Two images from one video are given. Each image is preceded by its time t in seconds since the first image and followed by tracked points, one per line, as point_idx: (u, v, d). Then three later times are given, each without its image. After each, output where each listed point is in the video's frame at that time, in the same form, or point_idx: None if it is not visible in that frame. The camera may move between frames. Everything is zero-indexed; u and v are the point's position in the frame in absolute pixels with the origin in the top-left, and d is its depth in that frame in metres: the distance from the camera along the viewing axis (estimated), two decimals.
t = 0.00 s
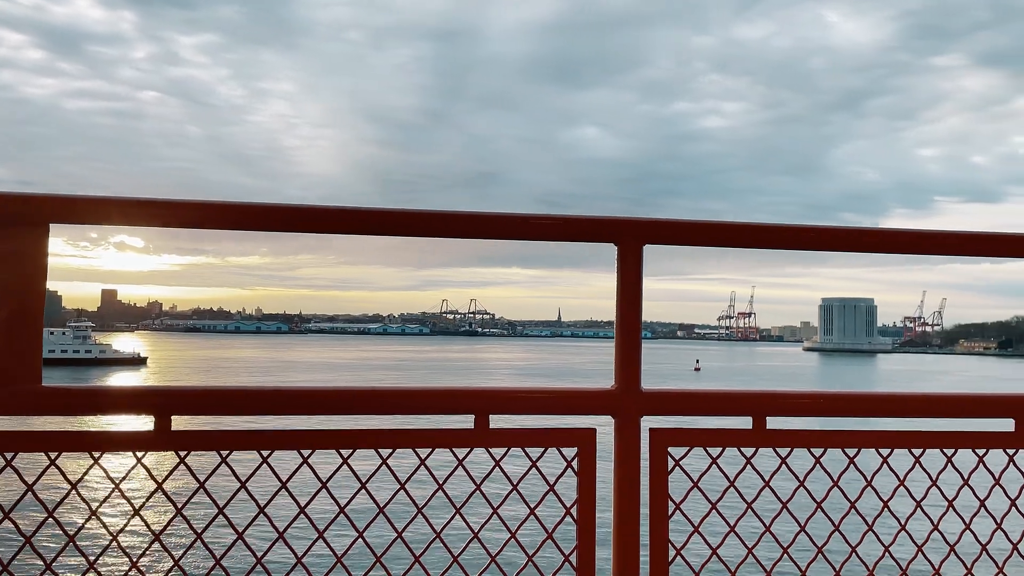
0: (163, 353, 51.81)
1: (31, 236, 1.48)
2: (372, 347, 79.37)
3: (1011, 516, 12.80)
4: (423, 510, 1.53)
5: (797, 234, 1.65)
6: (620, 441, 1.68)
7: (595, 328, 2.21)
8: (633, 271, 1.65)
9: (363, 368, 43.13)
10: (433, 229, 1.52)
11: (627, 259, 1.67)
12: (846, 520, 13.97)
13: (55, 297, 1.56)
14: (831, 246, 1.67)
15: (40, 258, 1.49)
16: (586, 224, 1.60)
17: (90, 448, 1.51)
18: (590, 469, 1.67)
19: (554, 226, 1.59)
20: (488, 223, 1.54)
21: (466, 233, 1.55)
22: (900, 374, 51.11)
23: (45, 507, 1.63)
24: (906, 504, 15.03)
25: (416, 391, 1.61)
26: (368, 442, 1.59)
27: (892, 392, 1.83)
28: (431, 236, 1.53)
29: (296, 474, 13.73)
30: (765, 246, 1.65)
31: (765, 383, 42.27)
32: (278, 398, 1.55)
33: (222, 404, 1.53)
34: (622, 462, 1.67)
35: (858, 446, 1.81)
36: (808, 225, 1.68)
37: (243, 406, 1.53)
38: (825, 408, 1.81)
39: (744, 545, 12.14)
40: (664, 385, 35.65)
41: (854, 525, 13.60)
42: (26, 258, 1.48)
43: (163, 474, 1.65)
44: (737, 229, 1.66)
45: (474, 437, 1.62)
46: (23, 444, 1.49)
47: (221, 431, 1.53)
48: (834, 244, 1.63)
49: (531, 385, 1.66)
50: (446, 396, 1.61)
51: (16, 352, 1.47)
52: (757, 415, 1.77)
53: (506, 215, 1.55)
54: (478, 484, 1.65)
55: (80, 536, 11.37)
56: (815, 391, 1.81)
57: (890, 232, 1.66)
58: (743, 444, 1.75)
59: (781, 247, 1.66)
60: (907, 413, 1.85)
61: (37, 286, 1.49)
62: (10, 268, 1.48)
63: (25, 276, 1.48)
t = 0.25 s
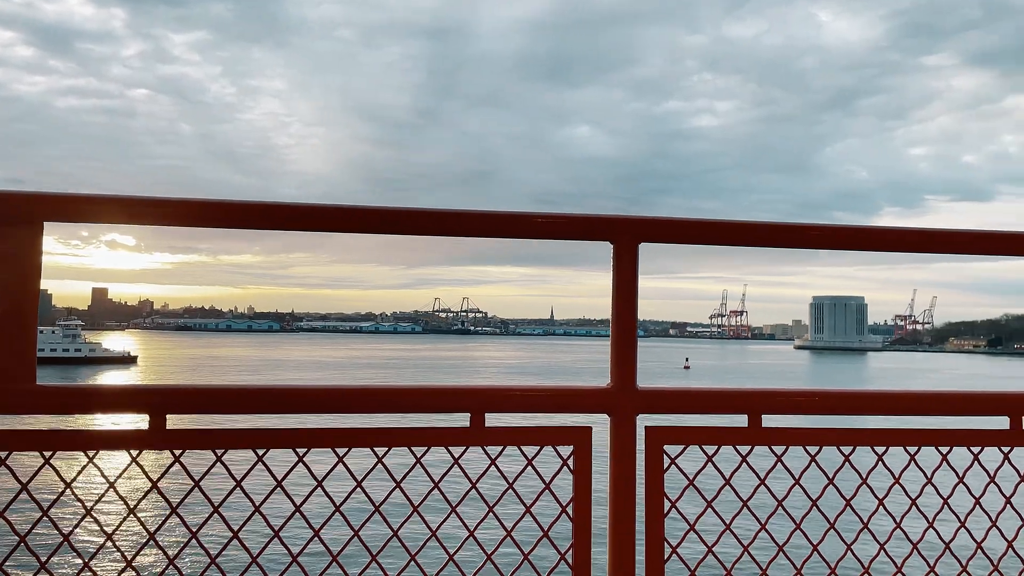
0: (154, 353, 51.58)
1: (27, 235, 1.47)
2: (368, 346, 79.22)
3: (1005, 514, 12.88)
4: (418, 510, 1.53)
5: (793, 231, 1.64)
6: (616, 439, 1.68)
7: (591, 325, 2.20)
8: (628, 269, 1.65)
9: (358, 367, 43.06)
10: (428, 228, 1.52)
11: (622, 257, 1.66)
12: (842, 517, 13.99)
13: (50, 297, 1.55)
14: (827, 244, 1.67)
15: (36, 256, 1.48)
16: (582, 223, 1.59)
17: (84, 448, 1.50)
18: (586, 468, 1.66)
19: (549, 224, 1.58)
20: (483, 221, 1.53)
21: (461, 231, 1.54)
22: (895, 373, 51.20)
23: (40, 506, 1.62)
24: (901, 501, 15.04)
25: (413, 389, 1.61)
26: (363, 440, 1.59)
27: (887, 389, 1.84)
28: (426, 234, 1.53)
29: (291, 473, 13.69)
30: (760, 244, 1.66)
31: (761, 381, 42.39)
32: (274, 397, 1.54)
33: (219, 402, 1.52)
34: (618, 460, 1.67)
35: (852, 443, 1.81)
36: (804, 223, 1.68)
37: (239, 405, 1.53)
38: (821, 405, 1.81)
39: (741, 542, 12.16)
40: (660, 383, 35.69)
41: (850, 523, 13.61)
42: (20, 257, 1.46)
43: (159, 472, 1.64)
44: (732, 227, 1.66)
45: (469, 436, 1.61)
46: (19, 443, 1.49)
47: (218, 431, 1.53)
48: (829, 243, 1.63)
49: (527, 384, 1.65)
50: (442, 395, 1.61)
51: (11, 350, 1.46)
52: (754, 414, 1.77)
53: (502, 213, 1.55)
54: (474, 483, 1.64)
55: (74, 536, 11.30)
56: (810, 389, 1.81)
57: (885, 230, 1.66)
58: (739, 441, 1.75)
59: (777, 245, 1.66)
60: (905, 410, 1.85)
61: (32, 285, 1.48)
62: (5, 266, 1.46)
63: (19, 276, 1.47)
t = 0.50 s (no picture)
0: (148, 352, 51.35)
1: (21, 232, 1.46)
2: (363, 344, 79.08)
3: (999, 512, 12.96)
4: (414, 508, 1.53)
5: (791, 230, 1.64)
6: (611, 437, 1.68)
7: (585, 323, 2.20)
8: (624, 267, 1.64)
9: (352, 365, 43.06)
10: (423, 226, 1.52)
11: (617, 255, 1.66)
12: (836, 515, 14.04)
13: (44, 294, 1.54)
14: (822, 243, 1.67)
15: (30, 254, 1.47)
16: (577, 221, 1.59)
17: (79, 446, 1.50)
18: (582, 466, 1.66)
19: (545, 222, 1.58)
20: (479, 220, 1.53)
21: (457, 230, 1.54)
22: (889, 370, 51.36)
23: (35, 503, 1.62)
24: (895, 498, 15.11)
25: (409, 387, 1.61)
26: (359, 437, 1.58)
27: (882, 387, 1.84)
28: (421, 233, 1.52)
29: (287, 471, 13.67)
30: (755, 243, 1.66)
31: (756, 378, 42.50)
32: (270, 395, 1.54)
33: (214, 400, 1.52)
34: (614, 458, 1.67)
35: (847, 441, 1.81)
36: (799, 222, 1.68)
37: (235, 403, 1.52)
38: (817, 403, 1.81)
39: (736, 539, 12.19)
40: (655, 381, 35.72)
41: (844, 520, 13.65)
42: (14, 255, 1.45)
43: (154, 470, 1.63)
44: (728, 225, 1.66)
45: (465, 434, 1.61)
46: (13, 441, 1.48)
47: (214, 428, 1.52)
48: (824, 242, 1.63)
49: (523, 382, 1.65)
50: (438, 393, 1.60)
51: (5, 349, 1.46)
52: (749, 412, 1.77)
53: (497, 212, 1.54)
54: (470, 481, 1.64)
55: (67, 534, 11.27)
56: (806, 388, 1.81)
57: (882, 229, 1.67)
58: (734, 440, 1.75)
59: (772, 244, 1.66)
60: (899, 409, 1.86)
61: (27, 284, 1.47)
62: None
63: (14, 274, 1.46)
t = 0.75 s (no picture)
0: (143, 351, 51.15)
1: (15, 230, 1.45)
2: (358, 343, 78.98)
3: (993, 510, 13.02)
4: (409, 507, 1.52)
5: (787, 228, 1.64)
6: (608, 435, 1.68)
7: (580, 323, 2.20)
8: (620, 265, 1.64)
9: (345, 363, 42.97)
10: (418, 224, 1.51)
11: (613, 253, 1.66)
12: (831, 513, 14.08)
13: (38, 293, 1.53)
14: (817, 241, 1.67)
15: (25, 252, 1.46)
16: (573, 219, 1.59)
17: (74, 445, 1.49)
18: (578, 464, 1.66)
19: (541, 220, 1.58)
20: (473, 218, 1.53)
21: (452, 227, 1.53)
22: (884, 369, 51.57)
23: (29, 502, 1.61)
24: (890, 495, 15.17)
25: (404, 386, 1.60)
26: (356, 436, 1.57)
27: (878, 385, 1.84)
28: (415, 231, 1.52)
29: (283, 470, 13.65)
30: (751, 242, 1.66)
31: (751, 377, 42.62)
32: (265, 394, 1.53)
33: (209, 399, 1.51)
34: (610, 456, 1.66)
35: (845, 439, 1.81)
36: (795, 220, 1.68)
37: (230, 402, 1.51)
38: (813, 402, 1.81)
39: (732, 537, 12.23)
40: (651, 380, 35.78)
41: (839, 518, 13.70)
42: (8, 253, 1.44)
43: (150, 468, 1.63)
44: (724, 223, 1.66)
45: (461, 432, 1.61)
46: (8, 440, 1.47)
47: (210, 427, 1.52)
48: (820, 240, 1.63)
49: (519, 380, 1.64)
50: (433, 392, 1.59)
51: None
52: (745, 409, 1.76)
53: (493, 210, 1.54)
54: (465, 480, 1.63)
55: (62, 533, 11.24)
56: (802, 385, 1.81)
57: (875, 226, 1.67)
58: (730, 438, 1.75)
59: (768, 243, 1.66)
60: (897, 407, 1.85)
61: (21, 282, 1.46)
62: None
63: (9, 273, 1.45)
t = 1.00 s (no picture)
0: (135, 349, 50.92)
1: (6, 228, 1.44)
2: (352, 341, 78.87)
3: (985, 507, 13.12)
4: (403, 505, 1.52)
5: (781, 226, 1.64)
6: (603, 432, 1.68)
7: (573, 321, 2.20)
8: (615, 262, 1.64)
9: (337, 361, 42.86)
10: (411, 221, 1.50)
11: (608, 251, 1.66)
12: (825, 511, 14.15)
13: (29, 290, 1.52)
14: (812, 239, 1.67)
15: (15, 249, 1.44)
16: (567, 217, 1.59)
17: (66, 443, 1.48)
18: (572, 462, 1.66)
19: (535, 218, 1.57)
20: (467, 216, 1.52)
21: (446, 224, 1.52)
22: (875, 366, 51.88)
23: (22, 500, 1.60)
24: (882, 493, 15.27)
25: (399, 383, 1.60)
26: (350, 434, 1.57)
27: (871, 383, 1.85)
28: (409, 228, 1.51)
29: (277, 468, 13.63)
30: (745, 240, 1.65)
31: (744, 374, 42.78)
32: (259, 392, 1.53)
33: (201, 396, 1.50)
34: (604, 454, 1.66)
35: (839, 436, 1.81)
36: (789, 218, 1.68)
37: (223, 400, 1.51)
38: (807, 399, 1.81)
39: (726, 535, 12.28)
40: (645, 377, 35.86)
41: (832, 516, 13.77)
42: None
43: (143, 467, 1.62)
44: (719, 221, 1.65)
45: (455, 430, 1.61)
46: None
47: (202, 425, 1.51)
48: (815, 237, 1.63)
49: (514, 378, 1.64)
50: (427, 389, 1.59)
51: None
52: (740, 407, 1.77)
53: (486, 207, 1.53)
54: (460, 478, 1.63)
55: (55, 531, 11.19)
56: (796, 383, 1.81)
57: (868, 223, 1.67)
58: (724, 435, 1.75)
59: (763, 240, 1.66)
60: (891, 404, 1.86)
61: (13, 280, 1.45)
62: None
63: None
